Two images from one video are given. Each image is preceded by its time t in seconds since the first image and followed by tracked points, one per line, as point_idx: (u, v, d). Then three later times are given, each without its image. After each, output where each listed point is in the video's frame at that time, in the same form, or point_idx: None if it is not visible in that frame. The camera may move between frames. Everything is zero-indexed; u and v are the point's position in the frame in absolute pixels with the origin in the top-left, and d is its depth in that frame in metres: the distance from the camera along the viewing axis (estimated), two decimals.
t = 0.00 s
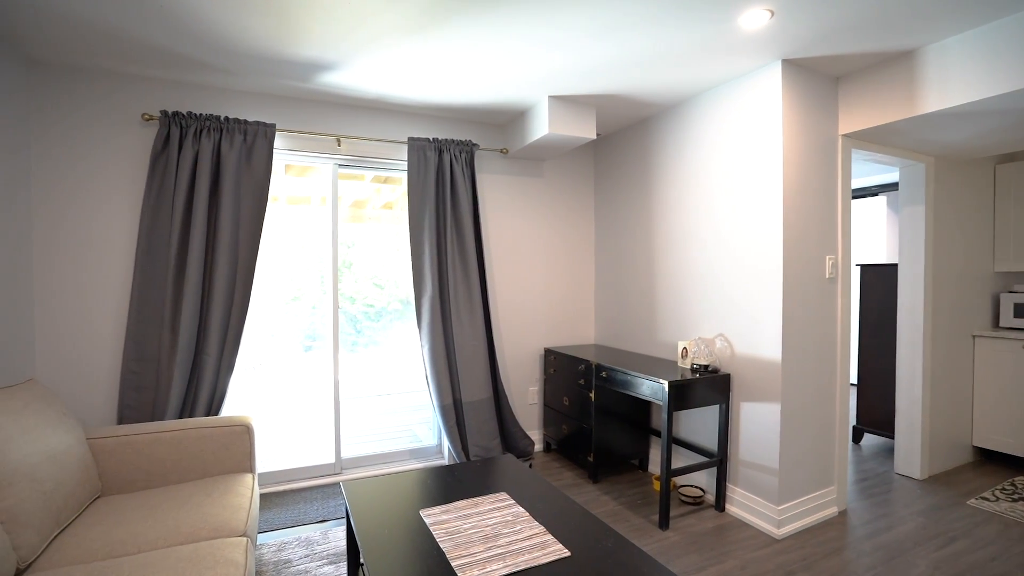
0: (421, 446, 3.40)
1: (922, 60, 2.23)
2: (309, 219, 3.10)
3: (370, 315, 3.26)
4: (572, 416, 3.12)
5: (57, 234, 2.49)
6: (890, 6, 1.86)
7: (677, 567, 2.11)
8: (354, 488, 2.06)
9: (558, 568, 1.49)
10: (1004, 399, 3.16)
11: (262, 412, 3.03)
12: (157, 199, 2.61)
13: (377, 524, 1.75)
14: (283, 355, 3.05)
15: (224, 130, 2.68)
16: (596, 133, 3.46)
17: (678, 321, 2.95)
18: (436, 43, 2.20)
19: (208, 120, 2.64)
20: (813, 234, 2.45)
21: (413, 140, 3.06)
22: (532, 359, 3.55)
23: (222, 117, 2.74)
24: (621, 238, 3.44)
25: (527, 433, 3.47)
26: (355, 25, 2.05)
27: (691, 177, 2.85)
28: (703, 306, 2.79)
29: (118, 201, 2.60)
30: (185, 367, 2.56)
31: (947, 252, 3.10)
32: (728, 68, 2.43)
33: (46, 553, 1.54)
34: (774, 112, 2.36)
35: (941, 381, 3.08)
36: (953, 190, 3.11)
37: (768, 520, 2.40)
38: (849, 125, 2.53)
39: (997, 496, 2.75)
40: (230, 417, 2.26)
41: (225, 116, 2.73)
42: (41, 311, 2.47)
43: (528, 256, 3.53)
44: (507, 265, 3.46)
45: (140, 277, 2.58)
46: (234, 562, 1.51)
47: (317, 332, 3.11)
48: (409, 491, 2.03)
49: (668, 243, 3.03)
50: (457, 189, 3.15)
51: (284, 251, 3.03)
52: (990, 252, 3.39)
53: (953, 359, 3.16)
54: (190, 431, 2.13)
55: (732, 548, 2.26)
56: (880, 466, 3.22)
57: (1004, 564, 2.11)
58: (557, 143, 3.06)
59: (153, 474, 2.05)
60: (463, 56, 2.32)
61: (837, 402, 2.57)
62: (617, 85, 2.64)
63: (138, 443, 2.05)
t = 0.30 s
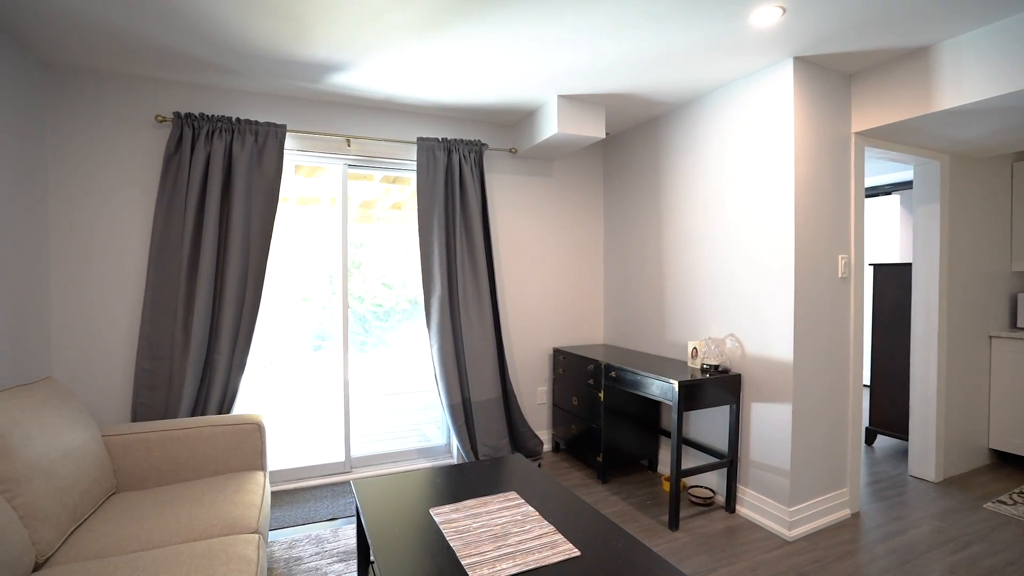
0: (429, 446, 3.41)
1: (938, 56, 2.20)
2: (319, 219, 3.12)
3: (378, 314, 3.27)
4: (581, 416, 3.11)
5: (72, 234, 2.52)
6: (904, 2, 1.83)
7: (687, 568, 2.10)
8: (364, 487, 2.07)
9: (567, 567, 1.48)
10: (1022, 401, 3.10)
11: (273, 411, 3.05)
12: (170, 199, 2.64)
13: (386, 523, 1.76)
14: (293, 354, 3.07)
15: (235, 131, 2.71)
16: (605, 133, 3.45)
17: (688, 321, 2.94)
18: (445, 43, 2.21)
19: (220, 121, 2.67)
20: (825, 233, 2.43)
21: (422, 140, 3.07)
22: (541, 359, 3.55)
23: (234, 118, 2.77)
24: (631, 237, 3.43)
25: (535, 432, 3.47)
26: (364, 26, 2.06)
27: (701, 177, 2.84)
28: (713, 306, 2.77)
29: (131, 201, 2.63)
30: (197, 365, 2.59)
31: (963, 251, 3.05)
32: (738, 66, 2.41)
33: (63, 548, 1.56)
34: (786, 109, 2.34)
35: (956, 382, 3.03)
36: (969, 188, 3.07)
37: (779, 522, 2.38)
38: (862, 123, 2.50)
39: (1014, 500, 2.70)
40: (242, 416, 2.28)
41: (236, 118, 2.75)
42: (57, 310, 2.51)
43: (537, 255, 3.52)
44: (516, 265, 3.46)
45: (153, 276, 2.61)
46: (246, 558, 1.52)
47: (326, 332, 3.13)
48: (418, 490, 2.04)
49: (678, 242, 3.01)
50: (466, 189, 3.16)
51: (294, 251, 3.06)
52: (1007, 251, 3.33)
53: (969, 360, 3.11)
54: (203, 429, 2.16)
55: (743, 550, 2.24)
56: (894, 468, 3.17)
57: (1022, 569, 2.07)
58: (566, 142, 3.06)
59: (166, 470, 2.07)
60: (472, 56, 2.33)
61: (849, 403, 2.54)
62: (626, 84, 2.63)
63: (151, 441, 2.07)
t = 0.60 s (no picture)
0: (440, 445, 3.42)
1: (955, 53, 2.16)
2: (330, 220, 3.14)
3: (388, 314, 3.29)
4: (592, 416, 3.10)
5: (89, 235, 2.56)
6: None
7: (699, 569, 2.09)
8: (376, 485, 2.08)
9: (580, 567, 1.48)
10: None
11: (285, 409, 3.08)
12: (184, 200, 2.67)
13: (398, 522, 1.77)
14: (305, 353, 3.10)
15: (248, 132, 2.73)
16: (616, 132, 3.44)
17: (700, 321, 2.92)
18: (456, 43, 2.21)
19: (233, 122, 2.70)
20: (840, 232, 2.40)
21: (433, 140, 3.08)
22: (551, 359, 3.54)
23: (247, 119, 2.79)
24: (641, 237, 3.42)
25: (546, 432, 3.47)
26: (376, 27, 2.08)
27: (712, 176, 2.82)
28: (725, 305, 2.75)
29: (147, 202, 2.67)
30: (211, 364, 2.62)
31: (981, 251, 3.00)
32: (751, 64, 2.39)
33: (83, 543, 1.59)
34: (800, 108, 2.32)
35: (974, 384, 2.99)
36: (987, 186, 3.01)
37: (793, 524, 2.36)
38: (877, 121, 2.47)
39: None
40: (254, 414, 2.30)
41: (249, 119, 2.78)
42: (75, 310, 2.55)
43: (547, 255, 3.52)
44: (526, 265, 3.46)
45: (168, 276, 2.64)
46: (261, 555, 1.54)
47: (337, 331, 3.15)
48: (431, 489, 2.05)
49: (689, 242, 3.00)
50: (476, 189, 3.16)
51: (306, 251, 3.08)
52: None
53: (987, 361, 3.06)
54: (216, 427, 2.18)
55: (756, 552, 2.22)
56: (910, 471, 3.13)
57: None
58: (577, 142, 3.05)
59: (181, 468, 2.10)
60: (483, 56, 2.33)
61: (864, 404, 2.51)
62: (637, 83, 2.62)
63: (166, 439, 2.10)
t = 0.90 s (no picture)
0: (450, 444, 3.44)
1: (974, 48, 2.12)
2: (341, 220, 3.16)
3: (398, 314, 3.30)
4: (602, 416, 3.10)
5: (105, 235, 2.60)
6: None
7: (711, 571, 2.07)
8: (388, 484, 2.09)
9: (591, 567, 1.48)
10: None
11: (297, 408, 3.11)
12: (198, 201, 2.70)
13: (410, 521, 1.77)
14: (316, 353, 3.12)
15: (260, 133, 2.76)
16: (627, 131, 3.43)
17: (712, 321, 2.90)
18: (467, 43, 2.21)
19: (246, 123, 2.73)
20: (855, 230, 2.37)
21: (443, 140, 3.09)
22: (561, 358, 3.54)
23: (259, 120, 2.82)
24: (652, 236, 3.41)
25: (556, 432, 3.46)
26: (386, 28, 2.09)
27: (724, 175, 2.80)
28: (737, 305, 2.72)
29: (161, 202, 2.70)
30: (224, 363, 2.65)
31: (1000, 249, 2.94)
32: (763, 62, 2.37)
33: (100, 538, 1.61)
34: (814, 106, 2.29)
35: (993, 385, 2.93)
36: (1006, 184, 2.96)
37: (806, 525, 2.33)
38: (893, 118, 2.44)
39: None
40: (266, 413, 2.32)
41: (262, 120, 2.80)
42: (92, 309, 2.60)
43: (556, 255, 3.51)
44: (536, 264, 3.46)
45: (182, 276, 2.68)
46: (274, 553, 1.55)
47: (348, 331, 3.17)
48: (442, 488, 2.05)
49: (700, 241, 2.98)
50: (487, 189, 3.17)
51: (318, 251, 3.11)
52: None
53: (1006, 362, 3.00)
54: (229, 425, 2.20)
55: (769, 554, 2.20)
56: (926, 473, 3.09)
57: None
58: (587, 141, 3.04)
59: (195, 465, 2.12)
60: (493, 55, 2.33)
61: (879, 405, 2.48)
62: (648, 81, 2.61)
63: (181, 436, 2.12)
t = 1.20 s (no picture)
0: (458, 444, 3.44)
1: (988, 44, 2.09)
2: (350, 220, 3.17)
3: (404, 314, 3.31)
4: (610, 416, 3.09)
5: (117, 235, 2.63)
6: None
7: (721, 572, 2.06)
8: (396, 483, 2.10)
9: (600, 567, 1.47)
10: None
11: (306, 408, 3.13)
12: (208, 202, 2.72)
13: (418, 520, 1.78)
14: (324, 352, 3.13)
15: (269, 134, 2.78)
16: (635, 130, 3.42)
17: (720, 321, 2.88)
18: (474, 43, 2.21)
19: (256, 124, 2.75)
20: (866, 230, 2.35)
21: (451, 140, 3.09)
22: (569, 358, 3.53)
23: (268, 121, 2.84)
24: (660, 236, 3.39)
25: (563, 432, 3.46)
26: (394, 28, 2.09)
27: (732, 174, 2.78)
28: (747, 305, 2.70)
29: (172, 203, 2.73)
30: (234, 362, 2.67)
31: (1015, 248, 2.90)
32: (773, 60, 2.35)
33: (113, 536, 1.63)
34: (824, 104, 2.27)
35: (1008, 386, 2.89)
36: (1021, 182, 2.91)
37: (817, 528, 2.31)
38: (905, 115, 2.41)
39: None
40: (276, 412, 2.33)
41: (271, 121, 2.82)
42: (104, 310, 2.63)
43: (564, 254, 3.51)
44: (544, 264, 3.45)
45: (192, 276, 2.70)
46: (285, 551, 1.56)
47: (356, 331, 3.19)
48: (451, 488, 2.06)
49: (708, 241, 2.96)
50: (495, 189, 3.17)
51: (327, 252, 3.12)
52: None
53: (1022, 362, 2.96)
54: (239, 424, 2.22)
55: (779, 556, 2.18)
56: (939, 475, 3.05)
57: None
58: (594, 140, 3.04)
59: (206, 464, 2.14)
60: (500, 55, 2.33)
61: (892, 406, 2.45)
62: (656, 80, 2.59)
63: (191, 435, 2.14)
